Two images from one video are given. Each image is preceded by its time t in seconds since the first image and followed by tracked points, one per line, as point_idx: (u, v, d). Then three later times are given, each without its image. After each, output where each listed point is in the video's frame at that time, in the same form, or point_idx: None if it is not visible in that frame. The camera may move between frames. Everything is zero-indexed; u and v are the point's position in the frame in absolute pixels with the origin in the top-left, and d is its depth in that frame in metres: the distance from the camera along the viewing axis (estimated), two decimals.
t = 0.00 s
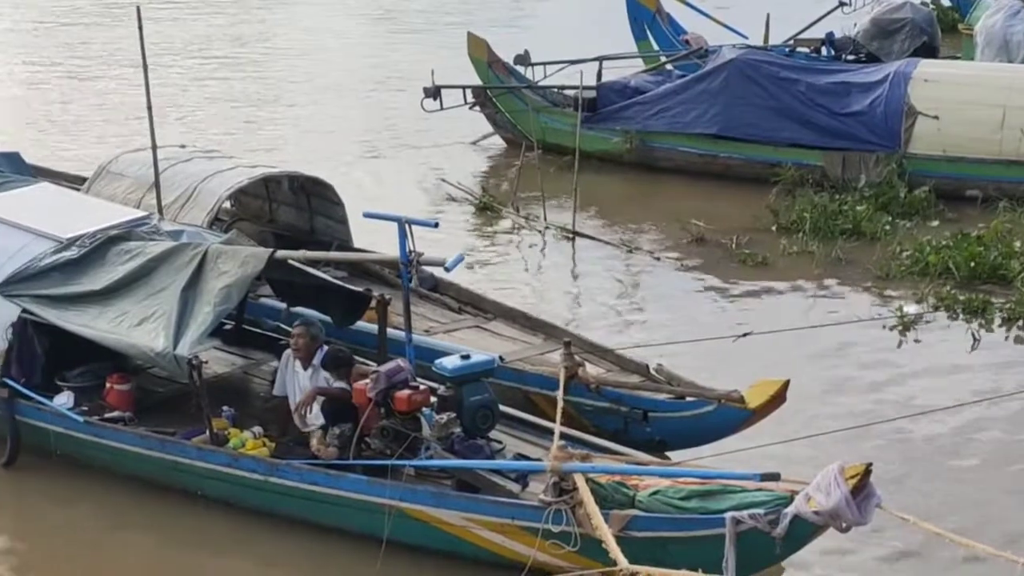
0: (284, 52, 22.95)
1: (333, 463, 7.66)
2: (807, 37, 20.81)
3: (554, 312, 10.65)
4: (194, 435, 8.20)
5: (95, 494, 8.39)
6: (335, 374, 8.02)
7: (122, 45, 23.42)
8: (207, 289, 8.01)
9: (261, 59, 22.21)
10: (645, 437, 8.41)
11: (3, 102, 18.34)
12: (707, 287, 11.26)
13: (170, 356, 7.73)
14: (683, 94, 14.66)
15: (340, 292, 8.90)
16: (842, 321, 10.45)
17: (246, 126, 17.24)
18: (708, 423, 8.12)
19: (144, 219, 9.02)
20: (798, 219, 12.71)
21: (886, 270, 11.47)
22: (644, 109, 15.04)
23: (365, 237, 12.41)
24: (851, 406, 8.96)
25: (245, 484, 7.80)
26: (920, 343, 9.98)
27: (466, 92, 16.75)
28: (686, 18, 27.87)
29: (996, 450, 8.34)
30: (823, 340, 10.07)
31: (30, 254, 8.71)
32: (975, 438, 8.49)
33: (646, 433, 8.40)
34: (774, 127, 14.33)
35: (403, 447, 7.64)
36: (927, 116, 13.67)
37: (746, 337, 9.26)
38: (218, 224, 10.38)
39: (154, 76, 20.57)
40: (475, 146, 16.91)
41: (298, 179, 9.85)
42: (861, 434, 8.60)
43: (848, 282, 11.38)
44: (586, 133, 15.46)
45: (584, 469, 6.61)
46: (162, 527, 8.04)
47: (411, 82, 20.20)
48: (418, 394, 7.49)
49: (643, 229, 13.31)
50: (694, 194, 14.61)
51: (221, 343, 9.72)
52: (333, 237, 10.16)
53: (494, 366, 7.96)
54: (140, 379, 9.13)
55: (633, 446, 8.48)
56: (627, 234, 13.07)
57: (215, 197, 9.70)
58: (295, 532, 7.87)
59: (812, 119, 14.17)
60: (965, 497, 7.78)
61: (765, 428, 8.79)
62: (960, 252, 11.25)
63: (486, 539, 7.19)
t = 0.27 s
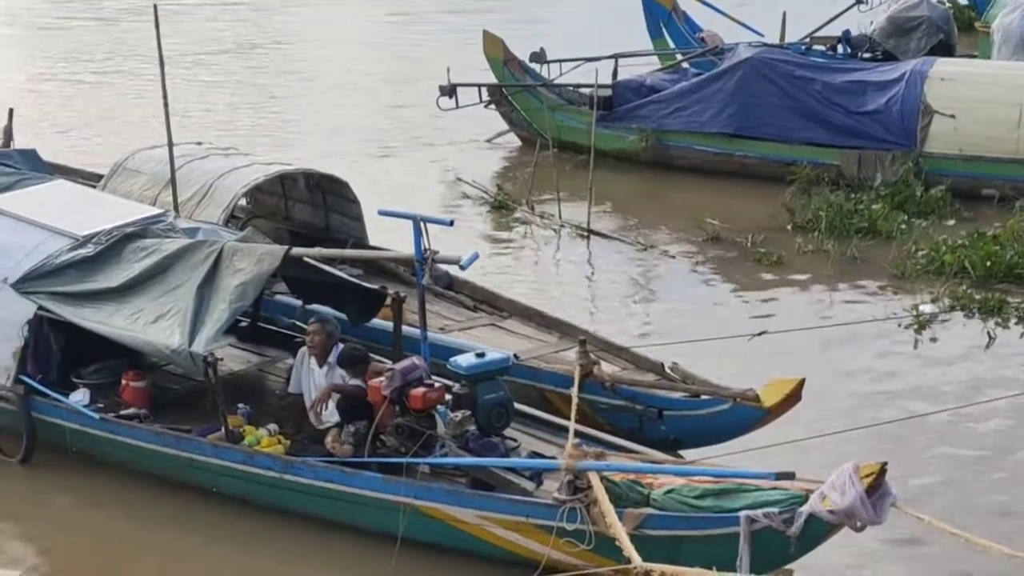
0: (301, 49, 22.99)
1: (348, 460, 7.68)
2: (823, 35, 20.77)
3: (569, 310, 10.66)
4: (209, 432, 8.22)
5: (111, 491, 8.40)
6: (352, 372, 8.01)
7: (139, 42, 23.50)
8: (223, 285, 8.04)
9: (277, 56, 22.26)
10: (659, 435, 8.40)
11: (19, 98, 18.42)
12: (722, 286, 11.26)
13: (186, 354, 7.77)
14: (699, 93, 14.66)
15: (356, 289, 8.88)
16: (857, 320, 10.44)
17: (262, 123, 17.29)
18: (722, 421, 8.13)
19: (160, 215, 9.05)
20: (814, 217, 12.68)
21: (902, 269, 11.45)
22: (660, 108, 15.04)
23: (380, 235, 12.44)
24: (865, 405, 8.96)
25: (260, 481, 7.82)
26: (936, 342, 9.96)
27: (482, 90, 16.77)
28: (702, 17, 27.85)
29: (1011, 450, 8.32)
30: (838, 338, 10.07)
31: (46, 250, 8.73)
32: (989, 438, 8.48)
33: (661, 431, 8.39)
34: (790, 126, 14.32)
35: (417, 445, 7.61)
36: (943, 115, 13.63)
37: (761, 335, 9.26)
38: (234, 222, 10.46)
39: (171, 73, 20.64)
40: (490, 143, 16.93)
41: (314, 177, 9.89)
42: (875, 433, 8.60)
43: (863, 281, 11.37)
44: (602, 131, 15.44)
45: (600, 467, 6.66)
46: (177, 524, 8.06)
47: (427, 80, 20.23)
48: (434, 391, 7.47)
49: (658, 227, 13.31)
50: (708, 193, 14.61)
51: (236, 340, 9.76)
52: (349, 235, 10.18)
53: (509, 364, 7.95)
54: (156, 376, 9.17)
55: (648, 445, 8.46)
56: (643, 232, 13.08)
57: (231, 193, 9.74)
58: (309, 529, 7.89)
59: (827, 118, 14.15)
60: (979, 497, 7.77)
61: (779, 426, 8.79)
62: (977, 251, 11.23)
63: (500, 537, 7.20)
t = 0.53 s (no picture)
0: (317, 47, 23.04)
1: (364, 458, 7.69)
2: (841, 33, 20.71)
3: (585, 307, 10.67)
4: (226, 430, 8.25)
5: (128, 488, 8.43)
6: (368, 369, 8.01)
7: (156, 40, 23.58)
8: (239, 283, 8.05)
9: (294, 54, 22.31)
10: (675, 434, 8.39)
11: (37, 96, 18.51)
12: (738, 284, 11.25)
13: (202, 351, 7.78)
14: (716, 92, 14.66)
15: (371, 287, 8.88)
16: (872, 318, 10.42)
17: (278, 120, 17.33)
18: (738, 420, 8.13)
19: (176, 212, 9.07)
20: (830, 216, 12.68)
21: (918, 268, 11.43)
22: (677, 107, 15.03)
23: (397, 232, 12.46)
24: (881, 404, 8.94)
25: (276, 479, 7.84)
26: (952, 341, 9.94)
27: (499, 87, 16.78)
28: (719, 14, 27.79)
29: None
30: (853, 337, 10.05)
31: (62, 248, 8.74)
32: (1005, 437, 8.45)
33: (676, 430, 8.38)
34: (807, 124, 14.31)
35: (433, 443, 7.58)
36: (961, 114, 13.58)
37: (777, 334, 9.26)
38: (250, 219, 10.50)
39: (188, 71, 20.70)
40: (506, 141, 16.94)
41: (330, 175, 9.90)
42: (891, 431, 8.58)
43: (879, 279, 11.35)
44: (618, 129, 15.46)
45: (615, 466, 6.66)
46: (194, 521, 8.07)
47: (443, 78, 20.24)
48: (449, 390, 7.48)
49: (674, 225, 13.31)
50: (724, 192, 14.61)
51: (253, 337, 9.81)
52: (365, 232, 10.21)
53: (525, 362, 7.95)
54: (172, 373, 9.20)
55: (664, 443, 8.45)
56: (659, 230, 13.08)
57: (247, 190, 9.76)
58: (326, 527, 7.91)
59: (844, 117, 14.12)
60: (995, 497, 7.74)
61: (795, 425, 8.78)
62: (994, 250, 11.19)
63: (516, 535, 7.21)
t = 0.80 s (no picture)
0: (332, 45, 23.07)
1: (379, 456, 7.71)
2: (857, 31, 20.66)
3: (601, 305, 10.67)
4: (241, 427, 8.27)
5: (145, 486, 8.45)
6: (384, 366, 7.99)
7: (172, 38, 23.64)
8: (256, 281, 8.08)
9: (309, 52, 22.34)
10: (691, 432, 8.39)
11: (53, 93, 18.57)
12: (754, 282, 11.24)
13: (218, 349, 7.79)
14: (733, 90, 14.69)
15: (386, 285, 8.92)
16: (888, 317, 10.40)
17: (294, 118, 17.36)
18: (753, 418, 8.12)
19: (192, 210, 9.09)
20: (846, 215, 12.67)
21: (934, 267, 11.41)
22: (694, 105, 15.05)
23: (412, 230, 12.47)
24: (897, 403, 8.92)
25: (292, 476, 7.86)
26: (968, 340, 9.92)
27: (515, 86, 16.79)
28: (734, 11, 27.75)
29: None
30: (869, 336, 10.04)
31: (78, 246, 8.77)
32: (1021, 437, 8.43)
33: (692, 427, 8.38)
34: (824, 122, 14.31)
35: (448, 441, 7.62)
36: (978, 113, 13.54)
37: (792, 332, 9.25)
38: (266, 216, 10.54)
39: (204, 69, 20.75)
40: (522, 139, 16.95)
41: (346, 172, 9.92)
42: (906, 430, 8.56)
43: (895, 278, 11.34)
44: (635, 128, 15.47)
45: (630, 465, 6.67)
46: (211, 518, 8.09)
47: (459, 76, 20.26)
48: (464, 388, 7.51)
49: (689, 224, 13.31)
50: (740, 190, 14.62)
51: (269, 334, 9.85)
52: (381, 230, 10.23)
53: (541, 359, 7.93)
54: (189, 370, 9.23)
55: (679, 441, 8.45)
56: (675, 228, 13.08)
57: (264, 188, 9.79)
58: (343, 525, 7.92)
59: (861, 115, 14.11)
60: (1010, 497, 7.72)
61: (810, 424, 8.78)
62: (1011, 249, 11.16)
63: (531, 533, 7.22)
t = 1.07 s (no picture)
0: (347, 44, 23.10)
1: (394, 454, 7.72)
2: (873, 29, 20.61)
3: (616, 303, 10.68)
4: (257, 425, 8.29)
5: (161, 483, 8.48)
6: (400, 364, 7.99)
7: (187, 36, 23.69)
8: (271, 279, 8.10)
9: (325, 50, 22.38)
10: (706, 430, 8.39)
11: (69, 92, 18.64)
12: (769, 281, 11.24)
13: (232, 347, 7.81)
14: (749, 88, 14.69)
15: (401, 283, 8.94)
16: (904, 316, 10.39)
17: (309, 116, 17.40)
18: (768, 417, 8.12)
19: (207, 208, 9.11)
20: (861, 213, 12.66)
21: (950, 266, 11.39)
22: (709, 104, 15.06)
23: (427, 228, 12.49)
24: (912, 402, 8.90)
25: (307, 475, 7.88)
26: (984, 339, 9.89)
27: (529, 84, 16.81)
28: (750, 10, 27.73)
29: None
30: (884, 335, 10.02)
31: (93, 244, 8.80)
32: None
33: (708, 426, 8.38)
34: (839, 121, 14.30)
35: (463, 439, 7.63)
36: (994, 111, 13.50)
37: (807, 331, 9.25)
38: (282, 214, 10.57)
39: (219, 67, 20.80)
40: (537, 137, 16.96)
41: (361, 170, 9.94)
42: (921, 429, 8.54)
43: (910, 277, 11.32)
44: (650, 126, 15.48)
45: (645, 463, 6.68)
46: (227, 516, 8.11)
47: (474, 74, 20.27)
48: (477, 387, 7.52)
49: (704, 222, 13.30)
50: (755, 189, 14.61)
51: (283, 332, 9.87)
52: (396, 227, 10.25)
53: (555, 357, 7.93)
54: (204, 368, 9.26)
55: (695, 439, 8.46)
56: (689, 227, 13.08)
57: (279, 186, 9.82)
58: (357, 523, 7.93)
59: (877, 114, 14.11)
60: None
61: (824, 423, 8.77)
62: None
63: (546, 531, 7.23)
